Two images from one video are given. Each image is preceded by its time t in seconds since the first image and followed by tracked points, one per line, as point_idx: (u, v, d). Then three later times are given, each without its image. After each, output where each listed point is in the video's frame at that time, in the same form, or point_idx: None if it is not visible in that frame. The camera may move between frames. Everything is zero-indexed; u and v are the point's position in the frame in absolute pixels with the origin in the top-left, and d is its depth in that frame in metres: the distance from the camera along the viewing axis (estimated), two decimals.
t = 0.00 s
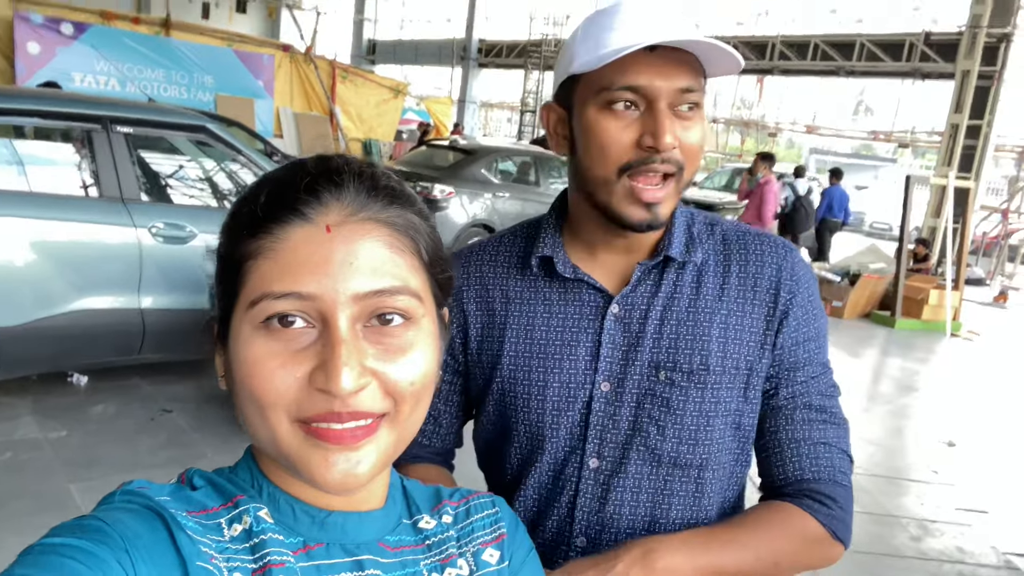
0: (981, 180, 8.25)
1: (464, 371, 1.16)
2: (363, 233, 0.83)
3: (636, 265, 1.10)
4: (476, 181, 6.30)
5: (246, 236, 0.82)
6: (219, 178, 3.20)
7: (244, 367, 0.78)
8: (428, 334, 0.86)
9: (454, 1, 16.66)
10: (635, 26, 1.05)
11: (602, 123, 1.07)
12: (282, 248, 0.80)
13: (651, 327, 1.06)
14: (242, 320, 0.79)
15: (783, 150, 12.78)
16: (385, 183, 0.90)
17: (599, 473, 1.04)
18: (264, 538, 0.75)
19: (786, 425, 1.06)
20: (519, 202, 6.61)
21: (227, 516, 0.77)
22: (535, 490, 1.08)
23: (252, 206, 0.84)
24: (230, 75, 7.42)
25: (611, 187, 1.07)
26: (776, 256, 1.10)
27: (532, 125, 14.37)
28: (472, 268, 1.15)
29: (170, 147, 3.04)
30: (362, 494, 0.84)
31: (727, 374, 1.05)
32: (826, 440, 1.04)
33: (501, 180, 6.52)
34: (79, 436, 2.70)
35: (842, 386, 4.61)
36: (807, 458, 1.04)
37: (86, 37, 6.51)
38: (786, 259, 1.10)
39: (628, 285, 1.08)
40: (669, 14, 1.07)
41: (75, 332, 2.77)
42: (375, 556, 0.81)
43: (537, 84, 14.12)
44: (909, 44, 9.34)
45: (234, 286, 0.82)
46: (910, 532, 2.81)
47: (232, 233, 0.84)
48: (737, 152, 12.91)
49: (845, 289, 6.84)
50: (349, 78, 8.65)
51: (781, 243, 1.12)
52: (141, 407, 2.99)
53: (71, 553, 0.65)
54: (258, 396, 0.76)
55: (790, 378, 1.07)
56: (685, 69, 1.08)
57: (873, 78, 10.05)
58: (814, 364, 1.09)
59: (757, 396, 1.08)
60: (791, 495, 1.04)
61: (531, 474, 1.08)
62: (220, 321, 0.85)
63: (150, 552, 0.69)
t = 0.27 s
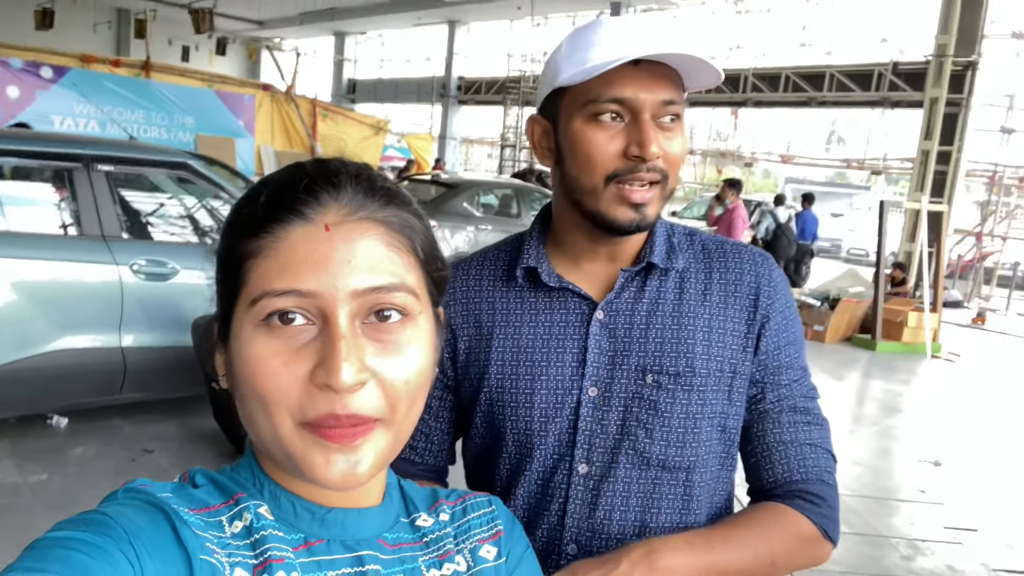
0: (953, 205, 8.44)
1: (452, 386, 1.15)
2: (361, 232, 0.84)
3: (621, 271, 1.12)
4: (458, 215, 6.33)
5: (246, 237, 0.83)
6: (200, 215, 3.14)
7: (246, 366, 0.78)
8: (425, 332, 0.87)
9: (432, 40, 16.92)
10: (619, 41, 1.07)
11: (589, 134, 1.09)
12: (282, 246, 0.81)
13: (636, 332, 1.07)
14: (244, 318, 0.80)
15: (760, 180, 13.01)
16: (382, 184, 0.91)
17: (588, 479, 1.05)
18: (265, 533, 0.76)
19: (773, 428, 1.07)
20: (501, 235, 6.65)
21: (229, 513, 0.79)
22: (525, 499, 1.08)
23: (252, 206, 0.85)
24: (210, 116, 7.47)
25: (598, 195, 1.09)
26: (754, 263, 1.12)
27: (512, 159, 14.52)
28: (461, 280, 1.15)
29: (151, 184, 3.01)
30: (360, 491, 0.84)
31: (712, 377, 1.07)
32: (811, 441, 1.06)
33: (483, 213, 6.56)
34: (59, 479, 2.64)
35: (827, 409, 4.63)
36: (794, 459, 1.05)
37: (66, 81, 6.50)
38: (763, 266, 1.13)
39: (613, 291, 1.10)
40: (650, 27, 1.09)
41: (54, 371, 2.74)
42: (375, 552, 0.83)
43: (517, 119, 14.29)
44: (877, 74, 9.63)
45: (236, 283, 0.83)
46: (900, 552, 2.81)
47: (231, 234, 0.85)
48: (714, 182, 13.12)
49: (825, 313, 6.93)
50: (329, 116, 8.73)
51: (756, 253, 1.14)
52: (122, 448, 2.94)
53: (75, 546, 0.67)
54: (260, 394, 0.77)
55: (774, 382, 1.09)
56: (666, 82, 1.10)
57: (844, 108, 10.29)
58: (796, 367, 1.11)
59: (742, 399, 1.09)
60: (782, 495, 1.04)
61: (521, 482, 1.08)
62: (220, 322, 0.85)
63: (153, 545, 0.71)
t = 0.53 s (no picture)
0: (959, 219, 8.41)
1: (463, 392, 1.16)
2: (371, 239, 0.84)
3: (629, 277, 1.12)
4: (464, 231, 6.35)
5: (257, 242, 0.83)
6: (208, 232, 3.14)
7: (252, 372, 0.79)
8: (430, 340, 0.87)
9: (438, 59, 17.07)
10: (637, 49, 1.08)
11: (604, 139, 1.09)
12: (293, 253, 0.81)
13: (644, 336, 1.07)
14: (251, 323, 0.81)
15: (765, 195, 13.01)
16: (393, 193, 0.91)
17: (599, 483, 1.04)
18: (263, 539, 0.76)
19: (784, 432, 1.07)
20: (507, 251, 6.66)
21: (226, 519, 0.79)
22: (535, 505, 1.08)
23: (264, 211, 0.85)
24: (219, 135, 7.53)
25: (612, 200, 1.09)
26: (762, 268, 1.12)
27: (517, 177, 14.56)
28: (470, 286, 1.16)
29: (159, 203, 3.02)
30: (361, 496, 0.84)
31: (722, 380, 1.06)
32: (822, 445, 1.05)
33: (489, 230, 6.59)
34: (66, 497, 2.64)
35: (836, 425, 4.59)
36: (805, 464, 1.04)
37: (75, 101, 6.59)
38: (771, 271, 1.13)
39: (620, 296, 1.09)
40: (665, 37, 1.10)
41: (62, 389, 2.76)
42: (374, 559, 0.82)
43: (522, 137, 14.36)
44: (882, 90, 9.65)
45: (245, 288, 0.83)
46: (911, 568, 2.78)
47: (241, 237, 0.85)
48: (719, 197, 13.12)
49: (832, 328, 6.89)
50: (337, 134, 8.80)
51: (764, 258, 1.14)
52: (129, 466, 2.94)
53: (72, 552, 0.68)
54: (265, 401, 0.77)
55: (785, 386, 1.09)
56: (680, 92, 1.11)
57: (848, 123, 10.30)
58: (805, 371, 1.10)
59: (752, 402, 1.08)
60: (794, 501, 1.03)
61: (531, 488, 1.08)
62: (227, 324, 0.86)
63: (151, 551, 0.71)
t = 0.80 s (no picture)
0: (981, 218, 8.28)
1: (489, 388, 1.17)
2: (375, 241, 0.84)
3: (653, 273, 1.12)
4: (480, 232, 6.36)
5: (258, 241, 0.83)
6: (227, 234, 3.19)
7: (254, 373, 0.79)
8: (434, 343, 0.88)
9: (454, 61, 17.12)
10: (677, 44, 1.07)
11: (638, 132, 1.09)
12: (295, 253, 0.81)
13: (669, 333, 1.07)
14: (252, 325, 0.81)
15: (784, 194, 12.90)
16: (397, 193, 0.91)
17: (626, 479, 1.05)
18: (262, 539, 0.77)
19: (811, 426, 1.06)
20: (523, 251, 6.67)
21: (226, 519, 0.79)
22: (563, 499, 1.08)
23: (266, 211, 0.85)
24: (238, 139, 7.63)
25: (643, 195, 1.09)
26: (787, 261, 1.12)
27: (533, 177, 14.56)
28: (493, 284, 1.17)
29: (180, 205, 3.07)
30: (362, 496, 0.84)
31: (748, 376, 1.06)
32: (850, 439, 1.04)
33: (505, 230, 6.60)
34: (89, 495, 2.67)
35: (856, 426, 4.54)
36: (834, 458, 1.04)
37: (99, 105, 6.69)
38: (797, 263, 1.12)
39: (645, 292, 1.10)
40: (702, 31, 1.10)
41: (86, 389, 2.78)
42: (374, 559, 0.83)
43: (538, 138, 14.36)
44: (901, 88, 9.56)
45: (245, 289, 0.83)
46: (933, 570, 2.74)
47: (243, 235, 0.86)
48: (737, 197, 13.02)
49: (852, 329, 6.81)
50: (354, 136, 8.84)
51: (791, 251, 1.14)
52: (151, 464, 2.97)
53: (69, 553, 0.68)
54: (266, 402, 0.78)
55: (812, 380, 1.08)
56: (714, 87, 1.12)
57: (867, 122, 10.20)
58: (833, 364, 1.10)
59: (779, 396, 1.08)
60: (823, 494, 1.03)
61: (559, 483, 1.08)
62: (227, 321, 0.86)
63: (147, 552, 0.71)
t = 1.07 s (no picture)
0: (1003, 210, 8.15)
1: (541, 382, 1.18)
2: (373, 243, 0.85)
3: (709, 270, 1.11)
4: (496, 224, 6.35)
5: (256, 244, 0.84)
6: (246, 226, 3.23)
7: (252, 377, 0.80)
8: (434, 345, 0.88)
9: (469, 53, 17.07)
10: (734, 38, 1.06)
11: (695, 128, 1.08)
12: (293, 257, 0.82)
13: (727, 331, 1.07)
14: (250, 328, 0.82)
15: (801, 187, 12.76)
16: (396, 194, 0.92)
17: (679, 478, 1.05)
18: (260, 542, 0.78)
19: (872, 429, 1.06)
20: (540, 244, 6.66)
21: (224, 522, 0.80)
22: (614, 497, 1.09)
23: (263, 213, 0.86)
24: (255, 131, 7.66)
25: (702, 190, 1.07)
26: (850, 258, 1.11)
27: (548, 170, 14.51)
28: (547, 278, 1.19)
29: (201, 198, 3.12)
30: (362, 500, 0.85)
31: (807, 376, 1.06)
32: (912, 443, 1.05)
33: (521, 223, 6.59)
34: (115, 483, 2.72)
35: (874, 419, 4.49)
36: (894, 463, 1.04)
37: (118, 99, 6.79)
38: (860, 262, 1.11)
39: (701, 290, 1.10)
40: (763, 27, 1.09)
41: (110, 380, 2.81)
42: (374, 562, 0.83)
43: (553, 130, 14.29)
44: (922, 78, 9.46)
45: (243, 292, 0.84)
46: (952, 563, 2.71)
47: (240, 236, 0.87)
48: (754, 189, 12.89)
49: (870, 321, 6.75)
50: (370, 129, 8.84)
51: (855, 250, 1.12)
52: (174, 454, 3.01)
53: (65, 555, 0.69)
54: (262, 407, 0.78)
55: (872, 382, 1.07)
56: (774, 81, 1.10)
57: (887, 113, 10.06)
58: (895, 366, 1.08)
59: (838, 398, 1.07)
60: (881, 496, 1.04)
61: (610, 480, 1.09)
62: (226, 325, 0.87)
63: (144, 554, 0.72)
